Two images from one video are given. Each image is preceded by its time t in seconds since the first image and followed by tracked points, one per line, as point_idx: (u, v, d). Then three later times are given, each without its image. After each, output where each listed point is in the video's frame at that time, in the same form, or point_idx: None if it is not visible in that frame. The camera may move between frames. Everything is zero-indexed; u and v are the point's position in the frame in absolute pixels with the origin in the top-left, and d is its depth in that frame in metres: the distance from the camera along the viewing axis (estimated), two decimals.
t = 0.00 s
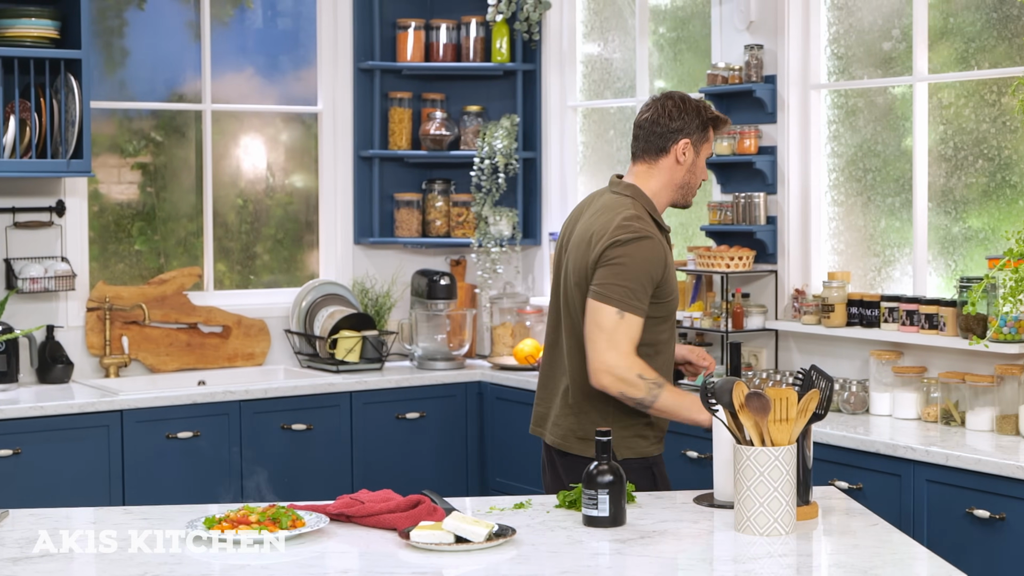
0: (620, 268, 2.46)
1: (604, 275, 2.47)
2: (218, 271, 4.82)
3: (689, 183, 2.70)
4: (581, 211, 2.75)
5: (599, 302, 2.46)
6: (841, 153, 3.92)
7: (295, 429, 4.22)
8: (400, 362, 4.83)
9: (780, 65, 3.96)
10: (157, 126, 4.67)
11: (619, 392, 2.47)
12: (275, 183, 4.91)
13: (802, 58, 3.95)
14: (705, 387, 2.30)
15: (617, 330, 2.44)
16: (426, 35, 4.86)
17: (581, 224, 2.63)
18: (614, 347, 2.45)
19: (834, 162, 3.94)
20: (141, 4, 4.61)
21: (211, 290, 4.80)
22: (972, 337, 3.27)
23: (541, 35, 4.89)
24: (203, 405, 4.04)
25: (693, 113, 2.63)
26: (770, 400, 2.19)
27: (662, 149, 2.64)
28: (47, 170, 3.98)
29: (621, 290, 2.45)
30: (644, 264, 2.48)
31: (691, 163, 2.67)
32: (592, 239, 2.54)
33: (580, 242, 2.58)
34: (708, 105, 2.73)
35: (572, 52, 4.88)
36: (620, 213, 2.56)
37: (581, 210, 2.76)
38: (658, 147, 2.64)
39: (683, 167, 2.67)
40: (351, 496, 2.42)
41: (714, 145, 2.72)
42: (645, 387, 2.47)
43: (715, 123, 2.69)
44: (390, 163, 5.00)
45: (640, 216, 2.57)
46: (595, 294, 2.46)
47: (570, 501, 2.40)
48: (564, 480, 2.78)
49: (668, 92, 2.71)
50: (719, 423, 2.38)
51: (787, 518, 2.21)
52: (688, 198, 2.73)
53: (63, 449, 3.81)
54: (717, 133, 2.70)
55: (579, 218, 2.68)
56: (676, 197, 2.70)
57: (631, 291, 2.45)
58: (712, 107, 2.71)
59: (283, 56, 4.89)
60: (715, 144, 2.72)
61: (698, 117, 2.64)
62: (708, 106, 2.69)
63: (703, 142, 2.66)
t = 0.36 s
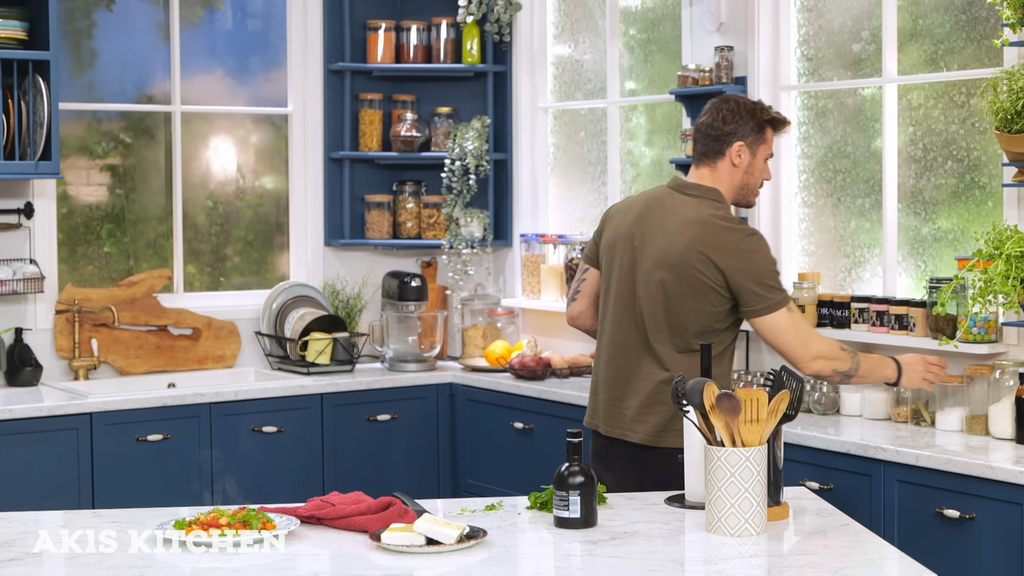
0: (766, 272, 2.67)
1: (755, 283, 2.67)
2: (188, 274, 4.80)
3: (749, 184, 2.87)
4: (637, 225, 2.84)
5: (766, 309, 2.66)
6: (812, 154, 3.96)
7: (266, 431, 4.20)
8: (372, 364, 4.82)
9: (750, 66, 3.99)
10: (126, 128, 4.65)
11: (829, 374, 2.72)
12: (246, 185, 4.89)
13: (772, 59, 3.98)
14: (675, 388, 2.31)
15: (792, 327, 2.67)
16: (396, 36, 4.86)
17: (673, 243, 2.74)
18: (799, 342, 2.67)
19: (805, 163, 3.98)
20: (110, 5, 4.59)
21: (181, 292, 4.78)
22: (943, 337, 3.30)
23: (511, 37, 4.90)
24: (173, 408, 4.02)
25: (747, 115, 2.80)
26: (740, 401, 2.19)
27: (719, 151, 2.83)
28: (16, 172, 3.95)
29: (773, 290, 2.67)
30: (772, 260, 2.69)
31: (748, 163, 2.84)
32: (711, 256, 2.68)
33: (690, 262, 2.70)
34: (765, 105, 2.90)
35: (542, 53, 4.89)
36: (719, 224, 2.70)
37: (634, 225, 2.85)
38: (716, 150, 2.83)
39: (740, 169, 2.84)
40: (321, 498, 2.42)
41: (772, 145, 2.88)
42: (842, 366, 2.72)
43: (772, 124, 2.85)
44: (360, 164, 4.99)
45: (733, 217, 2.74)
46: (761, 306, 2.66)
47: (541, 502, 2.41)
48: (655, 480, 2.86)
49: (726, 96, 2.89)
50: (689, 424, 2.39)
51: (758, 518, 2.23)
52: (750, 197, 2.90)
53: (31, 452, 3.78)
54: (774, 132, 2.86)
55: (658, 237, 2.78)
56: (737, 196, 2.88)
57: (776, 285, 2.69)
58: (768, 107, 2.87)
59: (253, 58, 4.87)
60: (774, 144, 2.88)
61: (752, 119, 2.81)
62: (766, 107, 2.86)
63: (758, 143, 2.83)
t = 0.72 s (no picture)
0: (802, 264, 2.79)
1: (793, 275, 2.79)
2: (169, 275, 4.79)
3: (781, 180, 2.97)
4: (677, 215, 2.96)
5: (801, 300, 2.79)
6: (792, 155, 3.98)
7: (246, 433, 4.20)
8: (353, 365, 4.82)
9: (730, 67, 4.01)
10: (106, 129, 4.64)
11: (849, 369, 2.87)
12: (226, 186, 4.88)
13: (752, 61, 4.00)
14: (656, 389, 2.32)
15: (821, 319, 2.80)
16: (377, 38, 4.86)
17: (715, 233, 2.86)
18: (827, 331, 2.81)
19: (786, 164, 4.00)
20: (89, 7, 4.57)
21: (161, 294, 4.77)
22: (923, 338, 3.33)
23: (492, 38, 4.91)
24: (154, 409, 4.02)
25: (783, 115, 2.90)
26: (721, 401, 2.20)
27: (754, 148, 2.93)
28: None
29: (808, 281, 2.79)
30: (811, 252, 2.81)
31: (782, 161, 2.94)
32: (752, 246, 2.80)
33: (732, 252, 2.82)
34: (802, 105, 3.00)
35: (523, 55, 4.90)
36: (760, 216, 2.82)
37: (677, 215, 2.96)
38: (751, 146, 2.93)
39: (772, 166, 2.94)
40: (302, 500, 2.42)
41: (807, 144, 2.98)
42: (861, 363, 2.88)
43: (808, 124, 2.95)
44: (341, 166, 4.99)
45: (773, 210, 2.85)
46: (797, 297, 2.78)
47: (523, 503, 2.42)
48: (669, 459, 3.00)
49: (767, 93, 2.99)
50: (670, 424, 2.41)
51: (739, 519, 2.24)
52: (780, 193, 3.00)
53: (11, 454, 3.77)
54: (809, 130, 2.97)
55: (700, 226, 2.90)
56: (769, 191, 2.98)
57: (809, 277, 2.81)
58: (804, 106, 2.97)
59: (233, 59, 4.86)
60: (808, 143, 2.99)
61: (789, 118, 2.91)
62: (803, 106, 2.95)
63: (792, 142, 2.93)
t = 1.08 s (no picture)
0: (752, 249, 2.78)
1: (740, 260, 2.78)
2: (156, 276, 4.77)
3: (748, 177, 2.96)
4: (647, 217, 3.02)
5: (753, 284, 2.77)
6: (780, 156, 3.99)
7: (235, 434, 4.19)
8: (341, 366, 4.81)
9: (718, 67, 4.02)
10: (94, 130, 4.62)
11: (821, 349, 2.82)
12: (214, 187, 4.87)
13: (740, 61, 4.01)
14: (644, 390, 2.32)
15: (781, 300, 2.77)
16: (365, 39, 4.86)
17: (667, 228, 2.90)
18: (788, 314, 2.78)
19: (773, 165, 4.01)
20: (77, 8, 4.56)
21: (149, 295, 4.75)
22: (911, 338, 3.33)
23: (479, 39, 4.90)
24: (142, 410, 4.00)
25: (737, 114, 2.92)
26: (709, 402, 2.21)
27: (715, 149, 2.97)
28: None
29: (760, 265, 2.77)
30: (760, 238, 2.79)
31: (745, 159, 2.94)
32: (697, 237, 2.82)
33: (679, 243, 2.85)
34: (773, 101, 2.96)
35: (511, 55, 4.90)
36: (705, 208, 2.84)
37: (647, 217, 3.02)
38: (712, 147, 2.98)
39: (734, 164, 2.96)
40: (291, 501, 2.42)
41: (776, 140, 2.94)
42: (831, 341, 2.82)
43: (768, 120, 2.92)
44: (329, 167, 4.98)
45: (725, 203, 2.86)
46: (748, 281, 2.78)
47: (511, 504, 2.42)
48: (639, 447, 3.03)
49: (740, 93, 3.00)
50: (658, 425, 2.41)
51: (727, 519, 2.24)
52: (754, 191, 2.99)
53: None
54: (774, 125, 2.93)
55: (658, 224, 2.95)
56: (740, 189, 2.99)
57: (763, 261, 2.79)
58: (768, 103, 2.94)
59: (221, 60, 4.84)
60: (776, 139, 2.94)
61: (742, 116, 2.91)
62: (764, 102, 2.93)
63: (749, 140, 2.92)
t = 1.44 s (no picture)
0: (684, 240, 2.76)
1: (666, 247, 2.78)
2: (148, 277, 4.76)
3: (716, 171, 2.90)
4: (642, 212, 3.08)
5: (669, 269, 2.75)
6: (772, 156, 3.99)
7: (226, 435, 4.18)
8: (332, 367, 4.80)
9: (709, 68, 4.02)
10: (85, 131, 4.61)
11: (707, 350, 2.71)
12: (205, 188, 4.86)
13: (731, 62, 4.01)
14: (636, 391, 2.31)
15: (687, 292, 2.72)
16: (356, 40, 4.86)
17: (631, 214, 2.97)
18: (691, 307, 2.72)
19: (764, 165, 4.01)
20: (68, 9, 4.55)
21: (141, 296, 4.74)
22: (902, 339, 3.34)
23: (471, 39, 4.90)
24: (133, 411, 3.99)
25: (702, 109, 2.92)
26: (701, 402, 2.20)
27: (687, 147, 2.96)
28: None
29: (684, 256, 2.75)
30: (691, 228, 2.78)
31: (711, 152, 2.90)
32: (640, 221, 2.87)
33: (629, 227, 2.91)
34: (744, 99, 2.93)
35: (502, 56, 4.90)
36: (660, 196, 2.88)
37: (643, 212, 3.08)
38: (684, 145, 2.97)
39: (701, 159, 2.92)
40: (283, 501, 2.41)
41: (742, 134, 2.89)
42: (720, 341, 2.70)
43: (730, 112, 2.88)
44: (320, 168, 4.98)
45: (681, 196, 2.87)
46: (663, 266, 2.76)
47: (502, 505, 2.42)
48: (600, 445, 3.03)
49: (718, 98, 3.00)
50: (650, 426, 2.40)
51: (718, 520, 2.24)
52: (725, 184, 2.91)
53: None
54: (739, 118, 2.88)
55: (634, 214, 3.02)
56: (711, 184, 2.92)
57: (693, 257, 2.76)
58: (736, 98, 2.92)
59: (212, 61, 4.84)
60: (743, 133, 2.89)
61: (705, 110, 2.91)
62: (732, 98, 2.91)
63: (713, 133, 2.89)
